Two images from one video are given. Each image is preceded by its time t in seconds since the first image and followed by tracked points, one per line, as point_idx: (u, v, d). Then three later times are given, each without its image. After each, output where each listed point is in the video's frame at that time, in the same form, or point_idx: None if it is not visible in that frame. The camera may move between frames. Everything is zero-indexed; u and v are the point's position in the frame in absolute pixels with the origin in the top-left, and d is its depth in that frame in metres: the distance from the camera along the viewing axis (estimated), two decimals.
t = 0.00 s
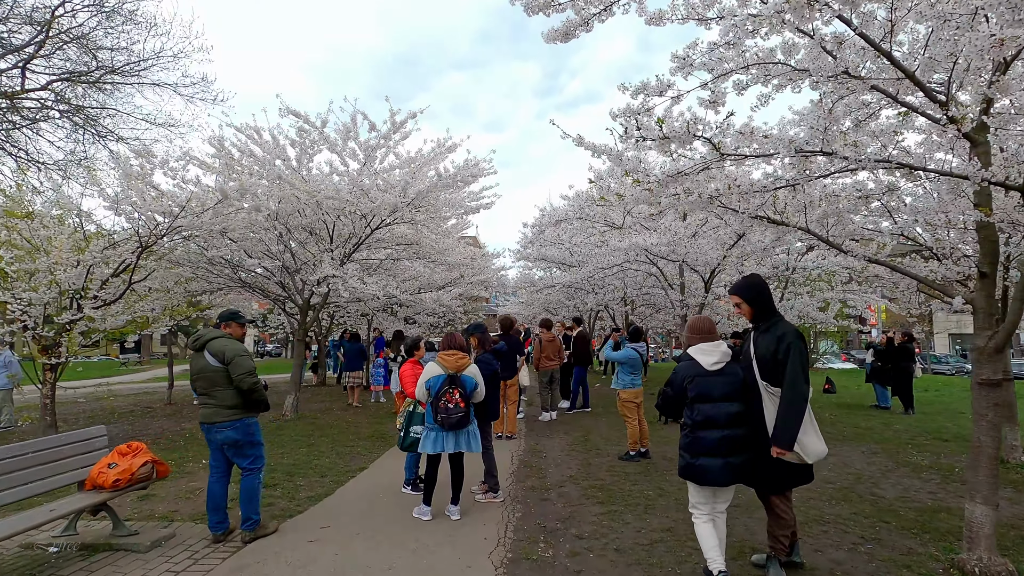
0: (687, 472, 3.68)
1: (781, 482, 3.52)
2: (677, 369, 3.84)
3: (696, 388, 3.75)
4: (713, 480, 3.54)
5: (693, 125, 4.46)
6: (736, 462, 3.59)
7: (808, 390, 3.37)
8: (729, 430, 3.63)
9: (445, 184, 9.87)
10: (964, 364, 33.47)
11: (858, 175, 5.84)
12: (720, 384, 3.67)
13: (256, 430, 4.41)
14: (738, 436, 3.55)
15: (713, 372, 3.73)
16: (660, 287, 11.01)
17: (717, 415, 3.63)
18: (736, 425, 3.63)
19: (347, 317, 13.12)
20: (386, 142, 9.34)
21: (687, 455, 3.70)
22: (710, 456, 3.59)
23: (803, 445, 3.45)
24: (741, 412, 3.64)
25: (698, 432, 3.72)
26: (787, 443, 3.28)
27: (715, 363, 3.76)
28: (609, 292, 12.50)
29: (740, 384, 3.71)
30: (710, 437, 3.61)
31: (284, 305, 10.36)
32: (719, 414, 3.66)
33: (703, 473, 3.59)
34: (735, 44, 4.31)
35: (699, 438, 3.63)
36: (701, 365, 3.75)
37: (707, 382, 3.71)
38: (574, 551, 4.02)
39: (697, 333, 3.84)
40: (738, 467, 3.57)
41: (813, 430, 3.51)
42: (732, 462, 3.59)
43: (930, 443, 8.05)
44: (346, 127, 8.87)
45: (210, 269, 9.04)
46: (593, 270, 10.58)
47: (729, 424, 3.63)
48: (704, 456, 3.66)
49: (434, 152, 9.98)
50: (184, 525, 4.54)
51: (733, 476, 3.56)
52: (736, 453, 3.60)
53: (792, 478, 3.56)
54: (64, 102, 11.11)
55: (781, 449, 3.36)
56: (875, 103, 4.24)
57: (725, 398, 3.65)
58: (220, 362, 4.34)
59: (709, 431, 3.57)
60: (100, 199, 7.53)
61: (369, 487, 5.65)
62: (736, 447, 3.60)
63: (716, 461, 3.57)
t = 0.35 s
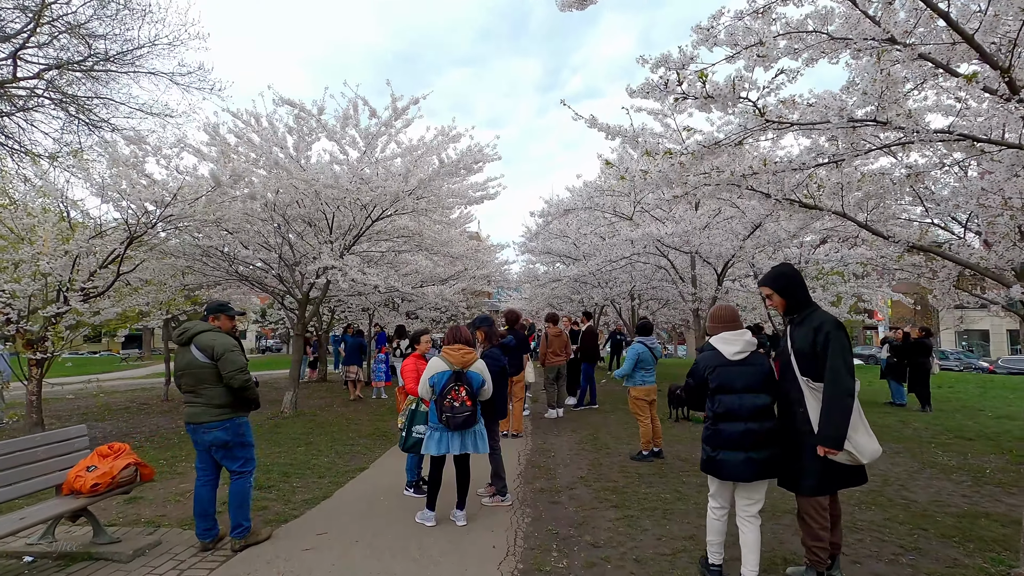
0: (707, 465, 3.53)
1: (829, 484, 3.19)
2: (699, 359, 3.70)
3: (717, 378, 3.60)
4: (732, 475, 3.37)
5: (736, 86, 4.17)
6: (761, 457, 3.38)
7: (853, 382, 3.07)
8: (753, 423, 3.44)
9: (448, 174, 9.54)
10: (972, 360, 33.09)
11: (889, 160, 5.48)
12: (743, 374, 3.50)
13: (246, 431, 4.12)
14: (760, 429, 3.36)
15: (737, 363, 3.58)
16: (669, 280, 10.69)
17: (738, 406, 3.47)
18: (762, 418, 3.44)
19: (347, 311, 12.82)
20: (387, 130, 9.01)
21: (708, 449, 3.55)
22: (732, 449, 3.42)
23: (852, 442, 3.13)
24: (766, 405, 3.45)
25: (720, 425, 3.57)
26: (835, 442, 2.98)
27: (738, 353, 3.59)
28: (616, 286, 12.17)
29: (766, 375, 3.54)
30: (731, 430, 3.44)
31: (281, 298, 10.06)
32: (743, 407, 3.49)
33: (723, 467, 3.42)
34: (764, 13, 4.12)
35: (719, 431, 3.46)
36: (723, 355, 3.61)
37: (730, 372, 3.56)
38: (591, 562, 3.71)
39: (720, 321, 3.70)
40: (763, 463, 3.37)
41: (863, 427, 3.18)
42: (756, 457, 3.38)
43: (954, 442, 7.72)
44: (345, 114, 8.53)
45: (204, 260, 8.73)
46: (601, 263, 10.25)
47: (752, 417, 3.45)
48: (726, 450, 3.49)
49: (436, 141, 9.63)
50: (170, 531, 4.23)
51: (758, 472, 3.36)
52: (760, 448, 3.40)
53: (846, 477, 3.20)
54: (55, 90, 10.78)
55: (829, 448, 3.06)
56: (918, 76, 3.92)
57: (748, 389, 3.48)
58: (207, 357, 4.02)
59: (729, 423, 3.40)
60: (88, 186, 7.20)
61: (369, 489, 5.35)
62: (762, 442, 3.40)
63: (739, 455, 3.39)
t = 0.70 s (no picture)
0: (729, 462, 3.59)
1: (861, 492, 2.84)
2: (716, 355, 3.70)
3: (736, 375, 3.60)
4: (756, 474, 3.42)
5: (794, 39, 3.68)
6: (782, 454, 3.43)
7: (882, 380, 2.74)
8: (773, 420, 3.49)
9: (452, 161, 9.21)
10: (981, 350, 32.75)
11: (922, 142, 5.15)
12: (761, 371, 3.51)
13: (240, 430, 3.87)
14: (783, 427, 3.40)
15: (756, 358, 3.58)
16: (681, 269, 10.39)
17: (759, 404, 3.50)
18: (782, 415, 3.47)
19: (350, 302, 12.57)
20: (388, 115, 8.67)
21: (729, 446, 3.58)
22: (753, 447, 3.47)
23: (885, 448, 2.78)
24: (786, 400, 3.49)
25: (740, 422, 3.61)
26: (852, 446, 2.69)
27: (756, 348, 3.59)
28: (625, 276, 11.87)
29: (785, 370, 3.56)
30: (752, 428, 3.48)
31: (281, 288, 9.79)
32: (763, 404, 3.52)
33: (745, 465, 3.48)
34: None
35: (741, 429, 3.50)
36: (741, 351, 3.60)
37: (749, 369, 3.56)
38: (609, 572, 3.46)
39: (736, 316, 3.66)
40: (785, 460, 3.43)
41: (902, 433, 2.81)
42: (778, 455, 3.43)
43: (980, 437, 7.42)
44: (345, 97, 8.21)
45: (202, 250, 8.45)
46: (610, 253, 9.95)
47: (772, 414, 3.49)
48: (747, 447, 3.55)
49: (440, 126, 9.30)
50: (162, 536, 3.99)
51: (780, 469, 3.41)
52: (782, 445, 3.45)
53: (888, 489, 2.83)
54: (46, 74, 10.44)
55: (851, 453, 2.77)
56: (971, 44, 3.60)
57: (767, 385, 3.51)
58: (199, 353, 3.74)
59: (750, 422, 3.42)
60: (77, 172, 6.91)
61: (373, 489, 5.12)
62: (783, 439, 3.44)
63: (761, 452, 3.45)
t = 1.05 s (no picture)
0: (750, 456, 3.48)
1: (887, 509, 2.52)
2: (737, 347, 3.61)
3: (759, 368, 3.50)
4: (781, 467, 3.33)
5: None
6: (807, 446, 3.34)
7: (895, 386, 2.42)
8: (797, 411, 3.39)
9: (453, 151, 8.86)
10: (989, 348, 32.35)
11: (958, 126, 4.80)
12: (785, 363, 3.42)
13: (224, 433, 3.55)
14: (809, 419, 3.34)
15: (778, 349, 3.50)
16: (689, 264, 10.06)
17: (784, 396, 3.41)
18: (806, 408, 3.39)
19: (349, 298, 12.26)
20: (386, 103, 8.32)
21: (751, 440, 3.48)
22: (777, 439, 3.37)
23: (902, 463, 2.45)
24: (809, 393, 3.42)
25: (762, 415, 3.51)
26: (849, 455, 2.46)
27: (779, 339, 3.50)
28: (631, 271, 11.54)
29: (808, 360, 3.48)
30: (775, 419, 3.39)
31: (277, 284, 9.47)
32: (786, 396, 3.42)
33: (769, 457, 3.38)
34: None
35: (763, 421, 3.41)
36: (762, 342, 3.52)
37: (771, 360, 3.48)
38: None
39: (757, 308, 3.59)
40: (809, 451, 3.33)
41: (935, 446, 2.43)
42: (802, 446, 3.34)
43: (1005, 438, 7.09)
44: (341, 84, 7.87)
45: (192, 244, 8.12)
46: (616, 247, 9.62)
47: (796, 405, 3.39)
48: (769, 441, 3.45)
49: (441, 115, 8.96)
50: (138, 549, 3.69)
51: (805, 461, 3.32)
52: (806, 437, 3.36)
53: (917, 508, 2.46)
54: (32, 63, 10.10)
55: (857, 463, 2.51)
56: None
57: (791, 376, 3.41)
58: (179, 350, 3.41)
59: (774, 413, 3.33)
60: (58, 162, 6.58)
61: (369, 496, 4.83)
62: (808, 432, 3.37)
63: (785, 444, 3.35)
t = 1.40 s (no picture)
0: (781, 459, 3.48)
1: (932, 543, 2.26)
2: (773, 353, 3.67)
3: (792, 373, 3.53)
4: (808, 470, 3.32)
5: None
6: (840, 453, 3.28)
7: (923, 409, 2.17)
8: (831, 418, 3.36)
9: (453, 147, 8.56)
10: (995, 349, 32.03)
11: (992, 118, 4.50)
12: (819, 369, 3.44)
13: (203, 450, 3.26)
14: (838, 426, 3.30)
15: (814, 356, 3.52)
16: (697, 263, 9.76)
17: (815, 402, 3.39)
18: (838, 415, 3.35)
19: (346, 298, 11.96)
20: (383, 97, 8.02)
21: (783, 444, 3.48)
22: (809, 444, 3.34)
23: (939, 492, 2.19)
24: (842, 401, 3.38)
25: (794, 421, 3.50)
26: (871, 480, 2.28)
27: (816, 347, 3.53)
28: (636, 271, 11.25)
29: (844, 370, 3.46)
30: (808, 424, 3.38)
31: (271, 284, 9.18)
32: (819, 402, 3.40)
33: (800, 463, 3.34)
34: None
35: (796, 426, 3.40)
36: (798, 349, 3.56)
37: (807, 366, 3.49)
38: None
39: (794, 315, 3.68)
40: (842, 459, 3.27)
41: (983, 476, 2.13)
42: (835, 454, 3.29)
43: None
44: (337, 76, 7.57)
45: (182, 242, 7.82)
46: (622, 247, 9.35)
47: (830, 411, 3.36)
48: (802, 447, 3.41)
49: (440, 109, 8.65)
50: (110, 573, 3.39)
51: (838, 468, 3.25)
52: (840, 444, 3.30)
53: (961, 544, 2.19)
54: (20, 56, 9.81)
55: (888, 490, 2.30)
56: None
57: (825, 383, 3.41)
58: (152, 359, 3.13)
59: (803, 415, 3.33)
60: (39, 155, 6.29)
61: (365, 511, 4.53)
62: (838, 439, 3.31)
63: (817, 450, 3.31)
